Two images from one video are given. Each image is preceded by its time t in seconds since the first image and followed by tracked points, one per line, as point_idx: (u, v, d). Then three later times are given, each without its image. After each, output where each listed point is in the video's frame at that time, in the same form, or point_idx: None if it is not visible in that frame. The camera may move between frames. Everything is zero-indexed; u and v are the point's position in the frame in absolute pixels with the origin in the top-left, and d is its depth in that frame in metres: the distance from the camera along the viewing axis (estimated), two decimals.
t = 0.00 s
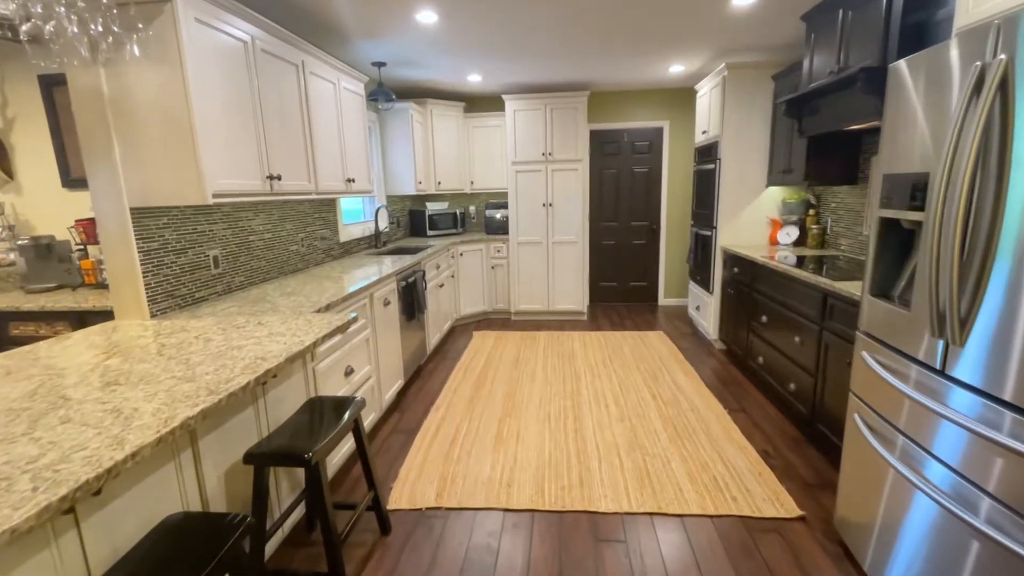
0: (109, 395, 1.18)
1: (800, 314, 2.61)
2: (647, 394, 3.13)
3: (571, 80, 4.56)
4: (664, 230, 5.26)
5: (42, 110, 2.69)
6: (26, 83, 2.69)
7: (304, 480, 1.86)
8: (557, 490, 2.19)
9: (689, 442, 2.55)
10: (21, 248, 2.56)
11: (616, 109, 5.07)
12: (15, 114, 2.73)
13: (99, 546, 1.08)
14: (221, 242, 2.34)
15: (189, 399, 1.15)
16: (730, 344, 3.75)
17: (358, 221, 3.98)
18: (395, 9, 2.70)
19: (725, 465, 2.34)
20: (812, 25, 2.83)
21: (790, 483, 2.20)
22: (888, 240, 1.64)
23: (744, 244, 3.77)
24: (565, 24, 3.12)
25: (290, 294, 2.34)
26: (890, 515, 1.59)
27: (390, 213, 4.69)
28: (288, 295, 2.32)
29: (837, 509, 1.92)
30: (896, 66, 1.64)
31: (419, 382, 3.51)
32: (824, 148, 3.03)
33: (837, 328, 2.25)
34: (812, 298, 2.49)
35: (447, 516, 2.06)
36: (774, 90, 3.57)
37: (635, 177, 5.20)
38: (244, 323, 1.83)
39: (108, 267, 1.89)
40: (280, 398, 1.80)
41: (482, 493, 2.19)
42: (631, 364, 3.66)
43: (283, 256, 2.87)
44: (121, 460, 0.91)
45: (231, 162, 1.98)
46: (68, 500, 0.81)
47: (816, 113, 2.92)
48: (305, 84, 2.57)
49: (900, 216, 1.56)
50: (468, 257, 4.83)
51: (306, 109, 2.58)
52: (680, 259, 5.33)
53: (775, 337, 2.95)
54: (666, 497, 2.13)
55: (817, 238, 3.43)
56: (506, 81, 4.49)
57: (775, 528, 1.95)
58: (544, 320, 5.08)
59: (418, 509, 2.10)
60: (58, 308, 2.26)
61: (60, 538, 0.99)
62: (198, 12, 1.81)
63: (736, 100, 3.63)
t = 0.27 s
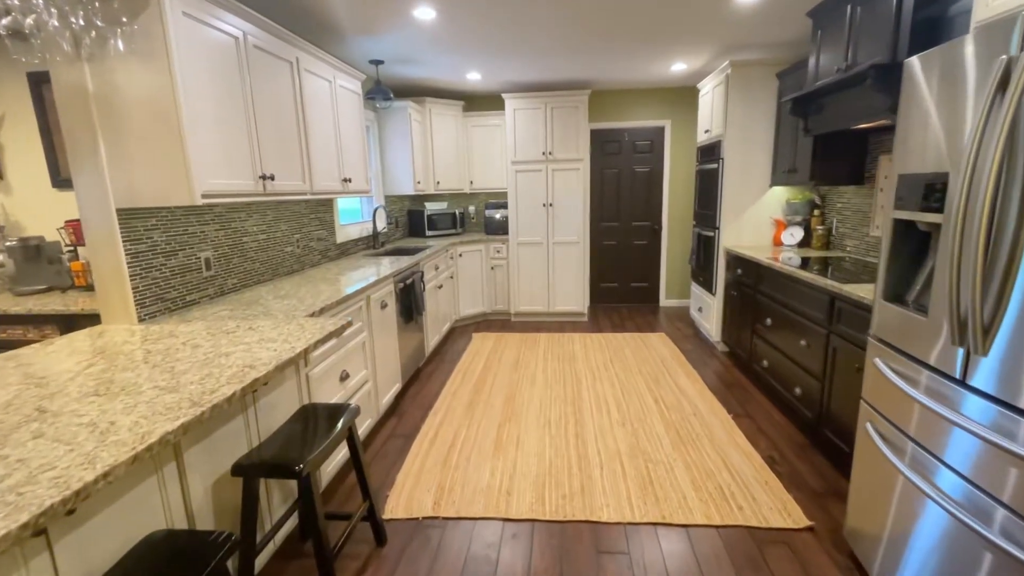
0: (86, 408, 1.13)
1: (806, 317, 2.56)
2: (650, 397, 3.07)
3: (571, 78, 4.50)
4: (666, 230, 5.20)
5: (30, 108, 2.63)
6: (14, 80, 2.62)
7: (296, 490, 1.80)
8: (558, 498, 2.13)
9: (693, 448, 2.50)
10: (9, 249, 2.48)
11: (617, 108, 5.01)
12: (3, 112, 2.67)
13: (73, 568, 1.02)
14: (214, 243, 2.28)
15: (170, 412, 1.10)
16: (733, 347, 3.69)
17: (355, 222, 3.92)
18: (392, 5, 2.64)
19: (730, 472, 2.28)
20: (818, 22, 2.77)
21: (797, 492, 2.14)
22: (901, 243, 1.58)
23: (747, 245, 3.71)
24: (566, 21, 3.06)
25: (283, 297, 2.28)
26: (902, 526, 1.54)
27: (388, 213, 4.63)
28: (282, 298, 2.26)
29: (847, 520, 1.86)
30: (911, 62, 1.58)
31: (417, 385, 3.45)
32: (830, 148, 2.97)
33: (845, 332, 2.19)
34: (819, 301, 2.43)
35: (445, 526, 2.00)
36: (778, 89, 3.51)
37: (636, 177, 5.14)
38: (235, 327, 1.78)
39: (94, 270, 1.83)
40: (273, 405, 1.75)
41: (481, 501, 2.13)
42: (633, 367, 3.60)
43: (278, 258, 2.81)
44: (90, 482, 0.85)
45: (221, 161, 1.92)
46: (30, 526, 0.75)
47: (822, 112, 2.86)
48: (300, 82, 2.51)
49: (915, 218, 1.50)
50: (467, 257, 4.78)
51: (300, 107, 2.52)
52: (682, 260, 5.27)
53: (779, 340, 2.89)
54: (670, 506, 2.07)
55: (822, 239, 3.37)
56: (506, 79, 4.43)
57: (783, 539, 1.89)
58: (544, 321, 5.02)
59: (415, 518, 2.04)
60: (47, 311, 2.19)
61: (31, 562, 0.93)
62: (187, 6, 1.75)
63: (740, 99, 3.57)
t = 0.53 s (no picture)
0: (59, 421, 1.06)
1: (812, 320, 2.50)
2: (651, 402, 3.01)
3: (571, 77, 4.44)
4: (667, 231, 5.14)
5: (17, 106, 2.56)
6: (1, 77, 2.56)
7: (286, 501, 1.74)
8: (558, 508, 2.07)
9: (696, 455, 2.44)
10: None
11: (617, 107, 4.95)
12: None
13: None
14: (204, 245, 2.22)
15: (147, 425, 1.03)
16: (736, 350, 3.63)
17: (352, 222, 3.86)
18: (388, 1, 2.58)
19: (735, 480, 2.22)
20: (824, 18, 2.71)
21: (805, 502, 2.08)
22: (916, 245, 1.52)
23: (750, 247, 3.65)
24: (567, 18, 3.00)
25: (276, 301, 2.22)
26: (915, 539, 1.48)
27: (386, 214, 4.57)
28: (274, 302, 2.20)
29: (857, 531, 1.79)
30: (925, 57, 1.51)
31: (415, 389, 3.39)
32: (836, 147, 2.91)
33: (853, 336, 2.13)
34: (825, 304, 2.37)
35: (441, 537, 1.94)
36: (782, 87, 3.45)
37: (637, 177, 5.08)
38: (223, 333, 1.71)
39: (77, 273, 1.76)
40: (263, 413, 1.69)
41: (478, 511, 2.07)
42: (634, 371, 3.54)
43: (271, 259, 2.74)
44: (55, 505, 0.79)
45: (210, 160, 1.86)
46: None
47: (828, 110, 2.80)
48: (293, 80, 2.45)
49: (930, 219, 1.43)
50: (466, 258, 4.71)
51: (294, 105, 2.46)
52: (683, 261, 5.21)
53: (784, 344, 2.83)
54: (674, 516, 2.01)
55: (827, 240, 3.31)
56: (505, 77, 4.37)
57: (790, 551, 1.83)
58: (544, 323, 4.96)
59: (410, 529, 1.98)
60: (34, 315, 2.11)
61: None
62: None
63: (743, 97, 3.50)
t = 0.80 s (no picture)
0: (25, 436, 1.00)
1: (818, 324, 2.43)
2: (653, 408, 2.95)
3: (571, 76, 4.38)
4: (669, 232, 5.08)
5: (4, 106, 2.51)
6: None
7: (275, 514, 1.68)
8: (557, 519, 2.01)
9: (699, 462, 2.37)
10: None
11: (618, 107, 4.90)
12: None
13: None
14: (192, 248, 2.16)
15: (118, 440, 0.97)
16: (739, 354, 3.57)
17: (348, 224, 3.80)
18: None
19: (739, 489, 2.16)
20: (830, 15, 2.64)
21: (812, 513, 2.01)
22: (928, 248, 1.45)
23: (753, 248, 3.58)
24: (566, 14, 2.94)
25: (267, 305, 2.16)
26: (931, 555, 1.42)
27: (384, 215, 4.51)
28: (265, 306, 2.14)
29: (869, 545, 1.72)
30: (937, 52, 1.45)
31: (412, 394, 3.33)
32: (841, 146, 2.85)
33: (862, 341, 2.07)
34: (831, 308, 2.31)
35: (436, 550, 1.88)
36: (786, 86, 3.39)
37: (638, 177, 5.02)
38: (209, 339, 1.65)
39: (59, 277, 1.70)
40: (249, 423, 1.62)
41: (475, 522, 2.00)
42: (635, 375, 3.48)
43: (264, 262, 2.68)
44: (8, 533, 0.72)
45: (196, 160, 1.80)
46: None
47: (834, 109, 2.73)
48: (285, 78, 2.39)
49: (944, 220, 1.37)
50: (465, 260, 4.65)
51: (286, 104, 2.40)
52: (685, 262, 5.15)
53: (789, 348, 2.76)
54: (676, 527, 1.95)
55: (832, 241, 3.24)
56: (504, 76, 4.31)
57: (798, 564, 1.76)
58: (544, 326, 4.90)
59: (405, 541, 1.92)
60: (16, 319, 2.00)
61: None
62: None
63: (746, 96, 3.44)
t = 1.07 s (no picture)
0: None
1: (825, 330, 2.36)
2: (654, 415, 2.88)
3: (571, 76, 4.31)
4: (670, 234, 5.01)
5: None
6: None
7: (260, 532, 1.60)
8: (556, 533, 1.94)
9: (702, 473, 2.30)
10: None
11: (619, 107, 4.83)
12: None
13: None
14: (179, 252, 2.09)
15: (80, 465, 0.90)
16: (742, 358, 3.50)
17: (344, 226, 3.73)
18: None
19: (744, 502, 2.09)
20: (835, 13, 2.58)
21: (819, 527, 1.94)
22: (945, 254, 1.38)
23: (757, 251, 3.52)
24: (565, 13, 2.87)
25: (256, 311, 2.09)
26: None
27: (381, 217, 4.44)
28: (254, 312, 2.07)
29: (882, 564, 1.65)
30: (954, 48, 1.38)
31: (408, 400, 3.26)
32: (847, 147, 2.78)
33: (871, 349, 2.00)
34: (839, 313, 2.24)
35: (429, 566, 1.81)
36: (790, 85, 3.32)
37: (639, 179, 4.95)
38: (192, 348, 1.58)
39: (36, 283, 1.63)
40: (234, 436, 1.54)
41: (470, 536, 1.93)
42: (636, 381, 3.40)
43: (256, 266, 2.62)
44: None
45: (180, 161, 1.73)
46: None
47: (839, 109, 2.67)
48: (276, 78, 2.32)
49: (964, 225, 1.30)
50: (463, 263, 4.59)
51: (277, 104, 2.33)
52: (686, 265, 5.08)
53: (794, 354, 2.69)
54: (679, 542, 1.87)
55: (837, 244, 3.17)
56: (503, 76, 4.25)
57: None
58: (543, 329, 4.83)
59: (397, 556, 1.85)
60: None
61: None
62: None
63: (749, 96, 3.37)
